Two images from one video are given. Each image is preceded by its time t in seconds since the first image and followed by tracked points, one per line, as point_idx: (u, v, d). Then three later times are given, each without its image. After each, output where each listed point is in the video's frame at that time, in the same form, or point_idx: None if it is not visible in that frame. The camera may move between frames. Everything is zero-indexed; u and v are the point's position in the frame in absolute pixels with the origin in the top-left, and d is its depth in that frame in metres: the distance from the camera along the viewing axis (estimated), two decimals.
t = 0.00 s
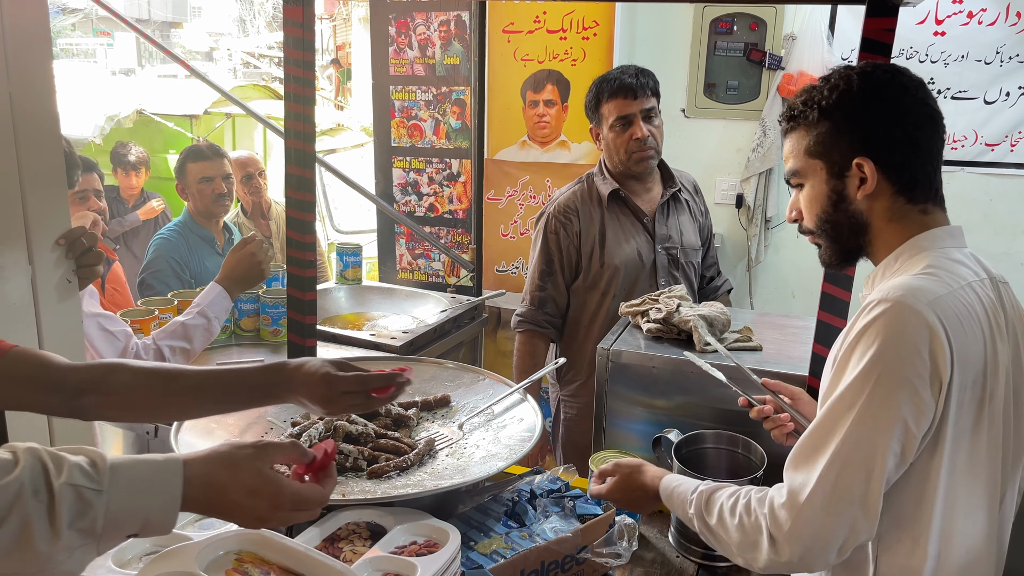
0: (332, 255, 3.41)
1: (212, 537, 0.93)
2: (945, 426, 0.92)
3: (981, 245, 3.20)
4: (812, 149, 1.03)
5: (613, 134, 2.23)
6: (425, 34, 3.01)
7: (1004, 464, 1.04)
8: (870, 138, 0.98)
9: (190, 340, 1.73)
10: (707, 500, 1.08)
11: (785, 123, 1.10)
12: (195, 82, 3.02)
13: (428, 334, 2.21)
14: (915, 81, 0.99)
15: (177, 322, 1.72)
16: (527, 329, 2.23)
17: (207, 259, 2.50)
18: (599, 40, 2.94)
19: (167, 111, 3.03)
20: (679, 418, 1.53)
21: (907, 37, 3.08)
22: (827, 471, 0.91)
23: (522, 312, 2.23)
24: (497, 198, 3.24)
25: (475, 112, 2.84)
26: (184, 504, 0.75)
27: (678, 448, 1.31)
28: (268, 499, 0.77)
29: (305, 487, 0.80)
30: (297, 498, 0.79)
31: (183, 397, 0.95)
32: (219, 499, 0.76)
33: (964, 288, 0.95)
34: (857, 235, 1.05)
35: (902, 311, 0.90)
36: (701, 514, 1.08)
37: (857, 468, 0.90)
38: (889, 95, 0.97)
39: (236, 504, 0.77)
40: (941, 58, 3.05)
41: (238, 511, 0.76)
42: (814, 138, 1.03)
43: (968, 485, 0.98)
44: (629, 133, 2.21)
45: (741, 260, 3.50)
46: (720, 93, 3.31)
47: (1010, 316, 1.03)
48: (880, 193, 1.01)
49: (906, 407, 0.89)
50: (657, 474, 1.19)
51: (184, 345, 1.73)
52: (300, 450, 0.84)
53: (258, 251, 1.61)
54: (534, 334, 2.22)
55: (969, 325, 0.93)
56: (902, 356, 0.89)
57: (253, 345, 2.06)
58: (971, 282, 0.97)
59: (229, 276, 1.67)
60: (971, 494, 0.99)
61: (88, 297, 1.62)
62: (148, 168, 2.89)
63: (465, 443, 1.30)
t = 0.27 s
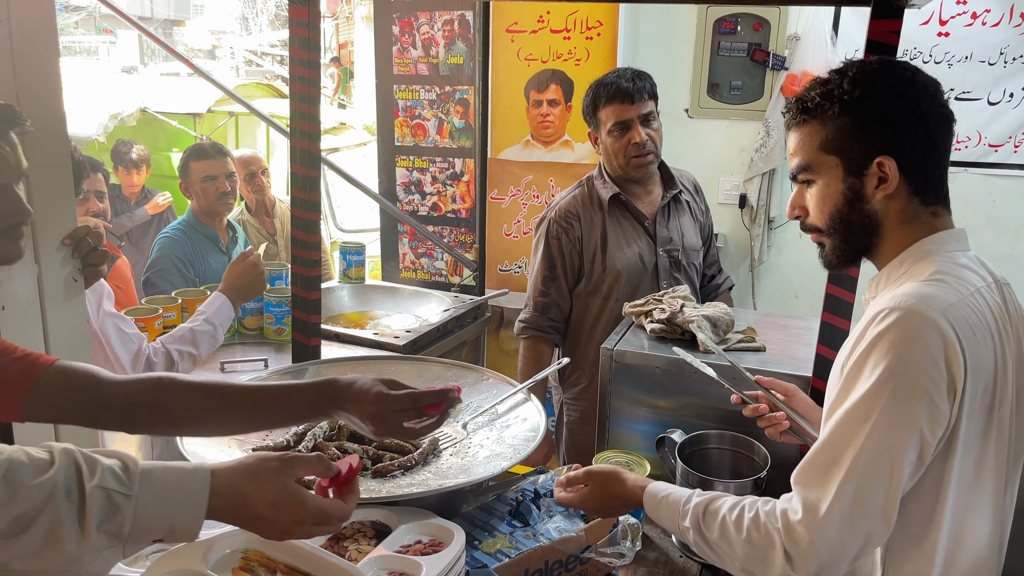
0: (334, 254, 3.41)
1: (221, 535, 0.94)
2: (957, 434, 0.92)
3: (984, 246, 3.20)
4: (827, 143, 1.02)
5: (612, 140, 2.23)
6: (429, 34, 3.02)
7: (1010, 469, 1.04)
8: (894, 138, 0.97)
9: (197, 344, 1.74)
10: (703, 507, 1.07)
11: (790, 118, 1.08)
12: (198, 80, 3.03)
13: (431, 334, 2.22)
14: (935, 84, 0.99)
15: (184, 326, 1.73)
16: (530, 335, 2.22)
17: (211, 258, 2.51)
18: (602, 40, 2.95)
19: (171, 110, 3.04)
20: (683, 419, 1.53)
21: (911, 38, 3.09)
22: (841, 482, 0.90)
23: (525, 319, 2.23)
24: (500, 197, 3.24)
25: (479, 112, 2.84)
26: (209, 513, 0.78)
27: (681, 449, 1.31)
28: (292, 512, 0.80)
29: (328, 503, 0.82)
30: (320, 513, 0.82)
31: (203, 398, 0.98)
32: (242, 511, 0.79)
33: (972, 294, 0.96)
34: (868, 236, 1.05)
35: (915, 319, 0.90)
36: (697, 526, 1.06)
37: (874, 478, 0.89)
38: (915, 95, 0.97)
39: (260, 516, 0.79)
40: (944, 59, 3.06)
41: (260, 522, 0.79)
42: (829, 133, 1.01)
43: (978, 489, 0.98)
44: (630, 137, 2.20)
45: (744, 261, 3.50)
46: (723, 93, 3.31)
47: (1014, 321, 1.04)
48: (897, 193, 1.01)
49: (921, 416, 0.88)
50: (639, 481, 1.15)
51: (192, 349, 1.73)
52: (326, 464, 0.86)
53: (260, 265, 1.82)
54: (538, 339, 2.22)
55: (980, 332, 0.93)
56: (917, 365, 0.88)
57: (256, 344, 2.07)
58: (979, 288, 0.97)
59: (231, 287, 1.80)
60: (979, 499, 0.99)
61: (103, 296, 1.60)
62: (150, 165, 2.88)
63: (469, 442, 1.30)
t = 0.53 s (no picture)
0: (336, 252, 3.41)
1: (228, 530, 0.94)
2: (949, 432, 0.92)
3: (987, 245, 3.19)
4: (819, 136, 1.01)
5: (613, 139, 2.22)
6: (431, 31, 3.02)
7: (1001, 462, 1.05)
8: (889, 137, 0.97)
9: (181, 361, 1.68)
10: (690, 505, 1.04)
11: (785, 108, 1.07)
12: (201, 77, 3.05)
13: (432, 332, 2.22)
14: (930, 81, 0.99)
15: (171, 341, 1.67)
16: (534, 338, 2.20)
17: (213, 254, 2.52)
18: (605, 37, 2.94)
19: (174, 106, 3.04)
20: (684, 417, 1.53)
21: (915, 36, 3.08)
22: (834, 485, 0.89)
23: (529, 321, 2.20)
24: (502, 195, 3.24)
25: (483, 109, 2.85)
26: (230, 495, 0.79)
27: (683, 447, 1.31)
28: (311, 496, 0.83)
29: (346, 485, 0.86)
30: (338, 494, 0.85)
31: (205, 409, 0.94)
32: (263, 494, 0.80)
33: (959, 292, 0.95)
34: (854, 234, 1.05)
35: (905, 319, 0.90)
36: (682, 525, 1.03)
37: (867, 479, 0.89)
38: (908, 93, 0.97)
39: (280, 499, 0.81)
40: (948, 58, 3.04)
41: (279, 505, 0.81)
42: (819, 128, 1.01)
43: (972, 486, 0.98)
44: (630, 136, 2.20)
45: (746, 259, 3.50)
46: (726, 92, 3.31)
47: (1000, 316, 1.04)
48: (884, 193, 1.01)
49: (912, 416, 0.88)
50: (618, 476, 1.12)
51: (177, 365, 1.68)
52: (342, 447, 0.88)
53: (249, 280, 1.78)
54: (542, 342, 2.20)
55: (968, 330, 0.93)
56: (907, 366, 0.88)
57: (259, 341, 2.06)
58: (966, 286, 0.97)
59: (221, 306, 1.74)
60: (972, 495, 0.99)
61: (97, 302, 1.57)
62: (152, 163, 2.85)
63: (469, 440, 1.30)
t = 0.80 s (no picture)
0: (339, 249, 3.41)
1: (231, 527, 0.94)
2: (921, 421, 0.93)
3: (991, 244, 3.18)
4: (790, 129, 1.07)
5: (618, 137, 2.22)
6: (434, 28, 3.02)
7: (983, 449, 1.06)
8: (867, 131, 0.97)
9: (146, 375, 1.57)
10: (666, 500, 1.04)
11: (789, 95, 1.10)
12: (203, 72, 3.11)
13: (435, 329, 2.21)
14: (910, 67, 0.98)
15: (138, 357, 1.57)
16: (540, 337, 2.20)
17: (215, 251, 2.51)
18: (609, 35, 2.93)
19: (176, 103, 3.10)
20: (686, 415, 1.53)
21: (919, 34, 3.08)
22: (809, 477, 0.90)
23: (535, 320, 2.20)
24: (505, 192, 3.24)
25: (486, 106, 2.84)
26: (232, 492, 0.81)
27: (686, 445, 1.31)
28: (313, 491, 0.85)
29: (347, 481, 0.88)
30: (339, 490, 0.87)
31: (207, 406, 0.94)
32: (266, 490, 0.82)
33: (929, 283, 0.97)
34: (807, 222, 1.13)
35: (873, 311, 0.91)
36: (659, 519, 1.04)
37: (839, 469, 0.91)
38: (886, 83, 0.96)
39: (281, 494, 0.83)
40: (952, 56, 3.04)
41: (282, 500, 0.83)
42: (790, 121, 1.07)
43: (951, 472, 0.99)
44: (634, 135, 2.20)
45: (749, 257, 3.50)
46: (730, 90, 3.30)
47: (974, 304, 1.05)
48: (825, 192, 1.05)
49: (880, 406, 0.90)
50: (588, 467, 1.12)
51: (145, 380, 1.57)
52: (342, 443, 0.91)
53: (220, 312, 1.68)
54: (548, 341, 2.20)
55: (938, 319, 0.94)
56: (874, 357, 0.90)
57: (261, 338, 2.06)
58: (936, 276, 0.99)
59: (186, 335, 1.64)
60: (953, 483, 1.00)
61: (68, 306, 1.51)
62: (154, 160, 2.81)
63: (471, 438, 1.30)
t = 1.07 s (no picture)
0: (341, 244, 3.40)
1: (229, 518, 0.93)
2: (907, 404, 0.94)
3: (997, 241, 3.15)
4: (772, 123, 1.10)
5: (625, 129, 2.21)
6: (437, 22, 3.01)
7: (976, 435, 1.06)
8: (836, 127, 1.00)
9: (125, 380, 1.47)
10: (650, 483, 1.06)
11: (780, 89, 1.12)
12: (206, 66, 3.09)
13: (436, 323, 2.20)
14: (879, 62, 1.01)
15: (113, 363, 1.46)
16: (542, 332, 2.19)
17: (216, 244, 2.50)
18: (613, 29, 2.92)
19: (178, 97, 3.02)
20: (690, 410, 1.52)
21: (925, 29, 3.07)
22: (792, 457, 0.92)
23: (537, 315, 2.19)
24: (508, 187, 3.23)
25: (488, 100, 2.83)
26: (216, 488, 0.81)
27: (690, 440, 1.30)
28: (297, 488, 0.85)
29: (333, 477, 0.88)
30: (324, 484, 0.87)
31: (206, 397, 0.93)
32: (249, 485, 0.82)
33: (914, 267, 0.98)
34: (790, 216, 1.16)
35: (857, 294, 0.92)
36: (643, 502, 1.05)
37: (823, 450, 0.92)
38: (855, 79, 0.99)
39: (265, 490, 0.83)
40: (959, 51, 3.03)
41: (266, 496, 0.83)
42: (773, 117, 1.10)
43: (945, 459, 0.99)
44: (641, 127, 2.19)
45: (753, 253, 3.48)
46: (735, 84, 3.29)
47: (960, 290, 1.06)
48: (801, 183, 1.08)
49: (862, 387, 0.91)
50: (575, 455, 1.14)
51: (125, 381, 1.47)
52: (326, 441, 0.91)
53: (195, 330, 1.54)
54: (550, 336, 2.19)
55: (924, 302, 0.95)
56: (857, 339, 0.91)
57: (262, 331, 2.05)
58: (921, 261, 1.00)
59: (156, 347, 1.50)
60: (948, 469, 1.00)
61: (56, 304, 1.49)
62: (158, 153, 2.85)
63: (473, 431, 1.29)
